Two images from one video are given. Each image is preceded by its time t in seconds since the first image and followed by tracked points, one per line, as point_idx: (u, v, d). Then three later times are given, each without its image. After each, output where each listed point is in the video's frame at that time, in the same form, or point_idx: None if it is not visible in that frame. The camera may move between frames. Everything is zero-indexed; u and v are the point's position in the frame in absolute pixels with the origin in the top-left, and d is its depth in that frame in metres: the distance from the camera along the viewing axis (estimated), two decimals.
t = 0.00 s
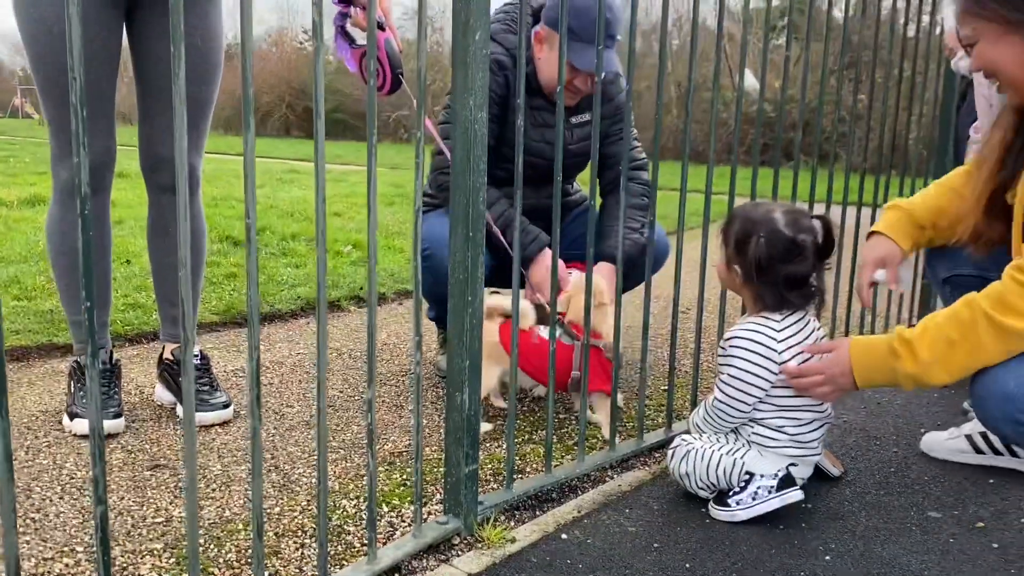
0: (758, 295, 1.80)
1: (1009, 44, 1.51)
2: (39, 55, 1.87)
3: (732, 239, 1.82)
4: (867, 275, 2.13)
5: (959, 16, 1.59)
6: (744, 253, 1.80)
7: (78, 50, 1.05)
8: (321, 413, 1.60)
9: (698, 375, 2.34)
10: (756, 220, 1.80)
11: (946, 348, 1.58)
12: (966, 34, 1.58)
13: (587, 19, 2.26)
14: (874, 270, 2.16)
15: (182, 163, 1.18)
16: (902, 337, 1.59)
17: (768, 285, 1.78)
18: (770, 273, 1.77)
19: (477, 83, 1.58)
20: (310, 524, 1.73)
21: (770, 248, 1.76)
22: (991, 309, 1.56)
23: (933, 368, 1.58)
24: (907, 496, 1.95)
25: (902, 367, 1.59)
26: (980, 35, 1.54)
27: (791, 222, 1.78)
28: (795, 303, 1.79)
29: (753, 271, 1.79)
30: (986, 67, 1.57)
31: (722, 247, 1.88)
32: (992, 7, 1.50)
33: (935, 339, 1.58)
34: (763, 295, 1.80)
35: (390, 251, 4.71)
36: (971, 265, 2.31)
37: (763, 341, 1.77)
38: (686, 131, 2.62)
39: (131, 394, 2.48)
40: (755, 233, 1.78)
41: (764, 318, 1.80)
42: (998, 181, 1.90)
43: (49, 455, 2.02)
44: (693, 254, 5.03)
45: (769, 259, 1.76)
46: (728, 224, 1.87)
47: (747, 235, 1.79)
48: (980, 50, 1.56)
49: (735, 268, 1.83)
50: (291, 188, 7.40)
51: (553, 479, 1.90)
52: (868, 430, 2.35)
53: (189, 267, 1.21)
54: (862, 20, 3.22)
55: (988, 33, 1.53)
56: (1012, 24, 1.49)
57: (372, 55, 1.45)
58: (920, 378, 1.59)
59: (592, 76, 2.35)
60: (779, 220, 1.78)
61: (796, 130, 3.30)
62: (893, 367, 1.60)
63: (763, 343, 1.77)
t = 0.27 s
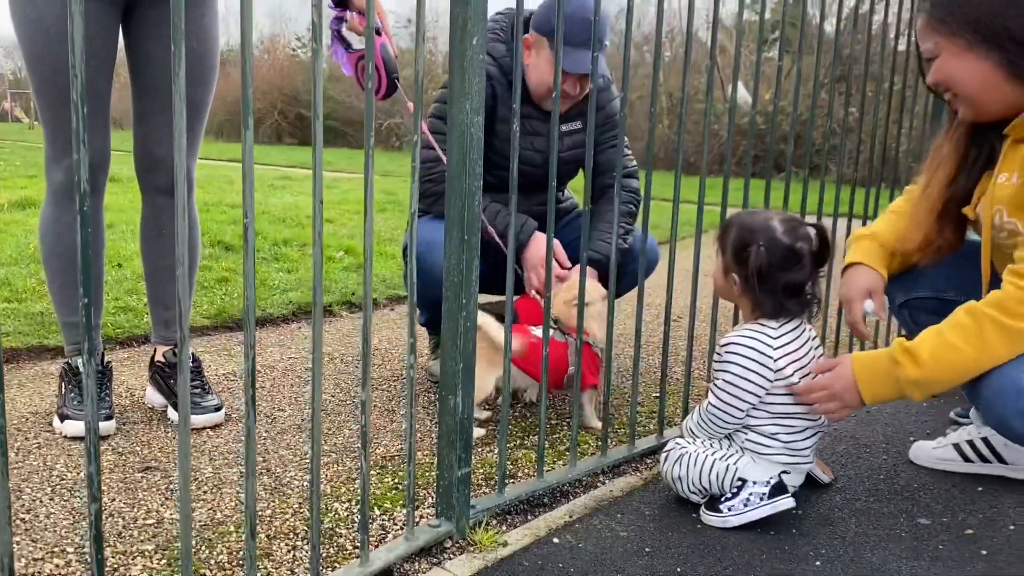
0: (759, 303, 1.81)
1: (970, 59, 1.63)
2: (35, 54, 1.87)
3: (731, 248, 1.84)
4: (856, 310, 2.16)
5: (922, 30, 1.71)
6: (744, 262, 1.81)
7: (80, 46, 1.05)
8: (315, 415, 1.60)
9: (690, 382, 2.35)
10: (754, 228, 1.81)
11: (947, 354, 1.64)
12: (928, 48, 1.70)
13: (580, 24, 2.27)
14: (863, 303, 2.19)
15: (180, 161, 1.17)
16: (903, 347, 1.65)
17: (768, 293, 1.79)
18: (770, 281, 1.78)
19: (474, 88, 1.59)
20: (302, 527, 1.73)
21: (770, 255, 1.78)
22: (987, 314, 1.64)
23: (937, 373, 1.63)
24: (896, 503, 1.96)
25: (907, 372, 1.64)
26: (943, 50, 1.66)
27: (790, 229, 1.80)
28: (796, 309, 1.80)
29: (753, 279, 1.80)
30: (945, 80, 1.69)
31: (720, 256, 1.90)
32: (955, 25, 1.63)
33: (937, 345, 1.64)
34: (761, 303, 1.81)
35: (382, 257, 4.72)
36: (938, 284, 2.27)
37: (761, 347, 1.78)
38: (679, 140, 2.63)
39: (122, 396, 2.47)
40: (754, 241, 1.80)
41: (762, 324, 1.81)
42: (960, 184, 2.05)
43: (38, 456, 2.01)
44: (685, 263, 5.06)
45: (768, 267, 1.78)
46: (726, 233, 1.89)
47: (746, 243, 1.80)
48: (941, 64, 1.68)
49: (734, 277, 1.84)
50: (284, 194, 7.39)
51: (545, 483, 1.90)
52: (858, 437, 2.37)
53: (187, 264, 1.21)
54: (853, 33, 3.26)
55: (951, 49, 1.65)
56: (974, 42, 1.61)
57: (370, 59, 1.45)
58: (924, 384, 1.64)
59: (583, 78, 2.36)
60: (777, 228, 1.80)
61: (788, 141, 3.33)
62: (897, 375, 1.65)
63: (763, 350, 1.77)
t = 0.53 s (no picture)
0: (758, 311, 1.82)
1: (935, 81, 1.70)
2: (33, 63, 1.87)
3: (729, 256, 1.85)
4: (897, 311, 2.12)
5: (887, 56, 1.77)
6: (741, 270, 1.82)
7: (79, 54, 1.05)
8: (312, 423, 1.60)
9: (686, 391, 2.36)
10: (751, 237, 1.82)
11: (940, 353, 1.63)
12: (894, 73, 1.76)
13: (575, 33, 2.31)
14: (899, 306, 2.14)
15: (178, 169, 1.18)
16: (894, 350, 1.64)
17: (766, 300, 1.80)
18: (768, 289, 1.79)
19: (470, 97, 1.60)
20: (298, 535, 1.72)
21: (767, 263, 1.79)
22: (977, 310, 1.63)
23: (932, 373, 1.62)
24: (892, 512, 1.96)
25: (901, 374, 1.63)
26: (909, 74, 1.73)
27: (787, 237, 1.81)
28: (795, 317, 1.81)
29: (751, 287, 1.81)
30: (913, 102, 1.76)
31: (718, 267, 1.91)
32: (918, 50, 1.69)
33: (930, 345, 1.63)
34: (760, 311, 1.81)
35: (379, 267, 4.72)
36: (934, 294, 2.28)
37: (759, 357, 1.78)
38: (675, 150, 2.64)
39: (118, 404, 2.46)
40: (751, 249, 1.81)
41: (761, 334, 1.82)
42: (930, 200, 2.15)
43: (33, 465, 2.00)
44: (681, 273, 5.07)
45: (766, 274, 1.79)
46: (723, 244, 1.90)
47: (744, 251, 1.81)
48: (908, 87, 1.74)
49: (732, 286, 1.85)
50: (280, 204, 7.40)
51: (541, 492, 1.90)
52: (854, 447, 2.37)
53: (185, 271, 1.21)
54: (848, 44, 3.28)
55: (915, 73, 1.72)
56: (939, 65, 1.68)
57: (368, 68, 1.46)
58: (919, 386, 1.62)
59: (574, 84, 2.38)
60: (774, 236, 1.81)
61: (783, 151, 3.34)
62: (891, 378, 1.64)
63: (761, 360, 1.78)
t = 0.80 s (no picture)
0: (763, 312, 1.81)
1: (922, 89, 1.76)
2: (35, 74, 1.88)
3: (734, 257, 1.83)
4: (853, 315, 2.14)
5: (873, 68, 1.84)
6: (747, 270, 1.80)
7: (79, 62, 1.05)
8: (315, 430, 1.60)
9: (691, 395, 2.35)
10: (757, 238, 1.81)
11: (941, 347, 1.64)
12: (881, 84, 1.82)
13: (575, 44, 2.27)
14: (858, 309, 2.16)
15: (179, 176, 1.18)
16: (895, 346, 1.66)
17: (772, 302, 1.79)
18: (774, 290, 1.78)
19: (471, 102, 1.60)
20: (303, 543, 1.72)
21: (773, 263, 1.77)
22: (975, 305, 1.65)
23: (933, 367, 1.63)
24: (900, 514, 1.95)
25: (904, 369, 1.64)
26: (897, 83, 1.79)
27: (792, 238, 1.81)
28: (800, 318, 1.80)
29: (757, 288, 1.80)
30: (901, 111, 1.82)
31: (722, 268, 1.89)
32: (904, 60, 1.76)
33: (929, 340, 1.65)
34: (766, 312, 1.80)
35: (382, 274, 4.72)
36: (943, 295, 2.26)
37: (764, 359, 1.77)
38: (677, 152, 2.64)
39: (122, 414, 2.46)
40: (757, 250, 1.80)
41: (766, 335, 1.81)
42: (918, 206, 2.12)
43: (38, 475, 2.00)
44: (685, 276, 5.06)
45: (772, 275, 1.78)
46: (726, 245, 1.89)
47: (750, 251, 1.80)
48: (895, 97, 1.80)
49: (737, 287, 1.83)
50: (283, 212, 7.41)
51: (547, 497, 1.89)
52: (861, 449, 2.36)
53: (187, 279, 1.21)
54: (848, 45, 3.27)
55: (902, 81, 1.78)
56: (925, 73, 1.75)
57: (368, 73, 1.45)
58: (923, 380, 1.63)
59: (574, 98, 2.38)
60: (780, 237, 1.81)
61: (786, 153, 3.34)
62: (895, 374, 1.65)
63: (766, 362, 1.77)
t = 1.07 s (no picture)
0: (784, 311, 1.80)
1: (934, 89, 1.76)
2: (57, 87, 1.90)
3: (754, 257, 1.83)
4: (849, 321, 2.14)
5: (883, 70, 1.82)
6: (768, 271, 1.80)
7: (101, 76, 1.07)
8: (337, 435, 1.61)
9: (711, 396, 2.34)
10: (777, 238, 1.81)
11: (958, 342, 1.65)
12: (891, 86, 1.82)
13: (590, 48, 2.27)
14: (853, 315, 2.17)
15: (200, 186, 1.19)
16: (912, 343, 1.67)
17: (792, 301, 1.78)
18: (796, 289, 1.78)
19: (487, 107, 1.60)
20: (326, 547, 1.73)
21: (794, 262, 1.77)
22: (990, 300, 1.65)
23: (951, 363, 1.64)
24: (924, 512, 1.93)
25: (922, 366, 1.65)
26: (908, 84, 1.78)
27: (812, 238, 1.80)
28: (822, 317, 1.79)
29: (778, 288, 1.79)
30: (913, 111, 1.80)
31: (742, 270, 1.89)
32: (915, 61, 1.75)
33: (945, 336, 1.65)
34: (787, 312, 1.80)
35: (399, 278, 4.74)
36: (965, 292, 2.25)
37: (785, 360, 1.76)
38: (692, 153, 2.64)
39: (146, 420, 2.49)
40: (777, 249, 1.79)
41: (787, 335, 1.80)
42: (930, 208, 2.07)
43: (64, 483, 2.02)
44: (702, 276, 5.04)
45: (793, 274, 1.77)
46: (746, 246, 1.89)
47: (770, 251, 1.80)
48: (907, 97, 1.79)
49: (758, 287, 1.83)
50: (300, 218, 7.46)
51: (568, 499, 1.90)
52: (884, 447, 2.34)
53: (210, 287, 1.22)
54: (863, 42, 3.25)
55: (914, 82, 1.77)
56: (936, 73, 1.74)
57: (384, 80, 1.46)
58: (942, 375, 1.64)
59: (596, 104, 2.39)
60: (800, 236, 1.80)
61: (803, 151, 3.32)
62: (913, 370, 1.66)
63: (787, 363, 1.76)
